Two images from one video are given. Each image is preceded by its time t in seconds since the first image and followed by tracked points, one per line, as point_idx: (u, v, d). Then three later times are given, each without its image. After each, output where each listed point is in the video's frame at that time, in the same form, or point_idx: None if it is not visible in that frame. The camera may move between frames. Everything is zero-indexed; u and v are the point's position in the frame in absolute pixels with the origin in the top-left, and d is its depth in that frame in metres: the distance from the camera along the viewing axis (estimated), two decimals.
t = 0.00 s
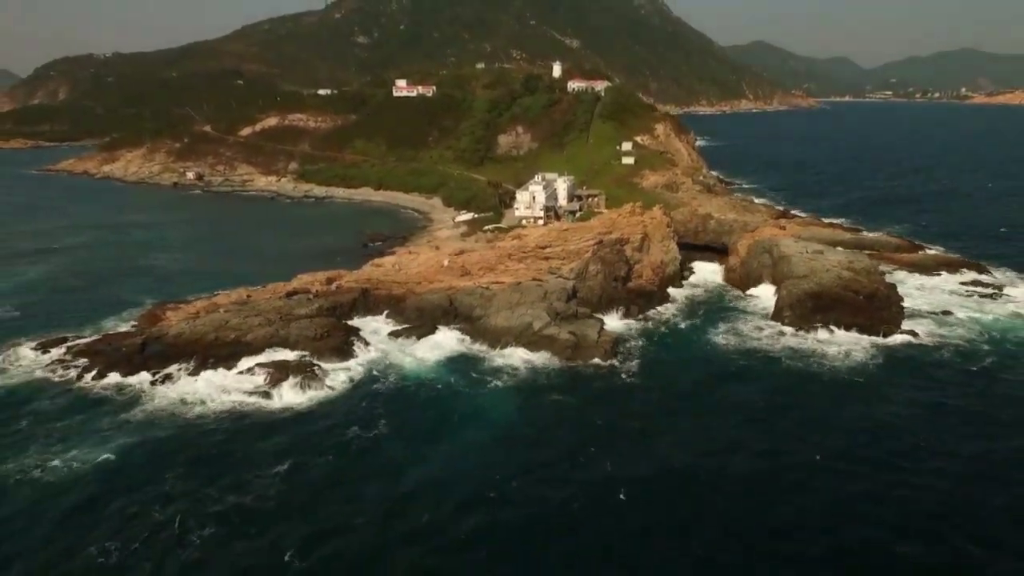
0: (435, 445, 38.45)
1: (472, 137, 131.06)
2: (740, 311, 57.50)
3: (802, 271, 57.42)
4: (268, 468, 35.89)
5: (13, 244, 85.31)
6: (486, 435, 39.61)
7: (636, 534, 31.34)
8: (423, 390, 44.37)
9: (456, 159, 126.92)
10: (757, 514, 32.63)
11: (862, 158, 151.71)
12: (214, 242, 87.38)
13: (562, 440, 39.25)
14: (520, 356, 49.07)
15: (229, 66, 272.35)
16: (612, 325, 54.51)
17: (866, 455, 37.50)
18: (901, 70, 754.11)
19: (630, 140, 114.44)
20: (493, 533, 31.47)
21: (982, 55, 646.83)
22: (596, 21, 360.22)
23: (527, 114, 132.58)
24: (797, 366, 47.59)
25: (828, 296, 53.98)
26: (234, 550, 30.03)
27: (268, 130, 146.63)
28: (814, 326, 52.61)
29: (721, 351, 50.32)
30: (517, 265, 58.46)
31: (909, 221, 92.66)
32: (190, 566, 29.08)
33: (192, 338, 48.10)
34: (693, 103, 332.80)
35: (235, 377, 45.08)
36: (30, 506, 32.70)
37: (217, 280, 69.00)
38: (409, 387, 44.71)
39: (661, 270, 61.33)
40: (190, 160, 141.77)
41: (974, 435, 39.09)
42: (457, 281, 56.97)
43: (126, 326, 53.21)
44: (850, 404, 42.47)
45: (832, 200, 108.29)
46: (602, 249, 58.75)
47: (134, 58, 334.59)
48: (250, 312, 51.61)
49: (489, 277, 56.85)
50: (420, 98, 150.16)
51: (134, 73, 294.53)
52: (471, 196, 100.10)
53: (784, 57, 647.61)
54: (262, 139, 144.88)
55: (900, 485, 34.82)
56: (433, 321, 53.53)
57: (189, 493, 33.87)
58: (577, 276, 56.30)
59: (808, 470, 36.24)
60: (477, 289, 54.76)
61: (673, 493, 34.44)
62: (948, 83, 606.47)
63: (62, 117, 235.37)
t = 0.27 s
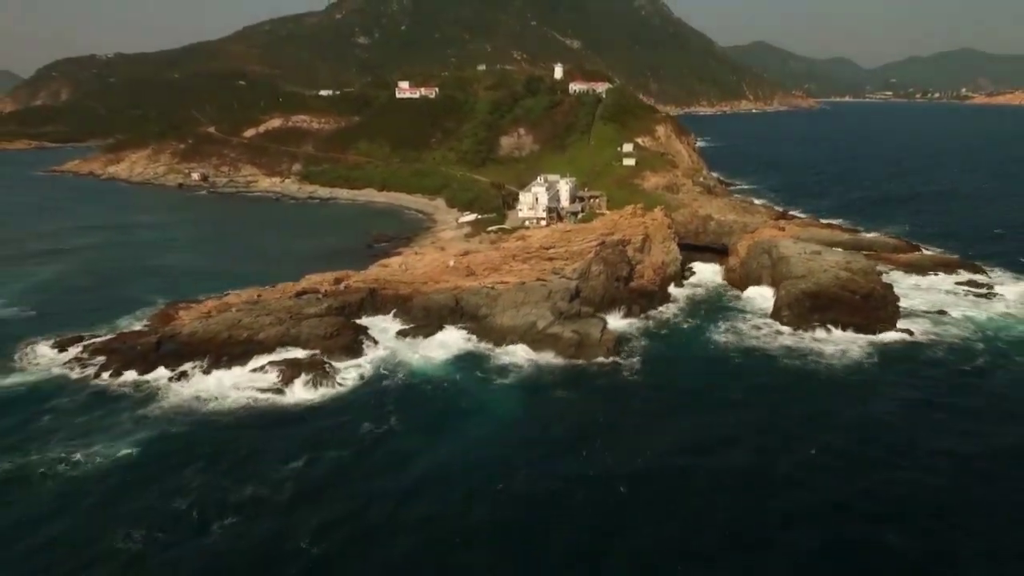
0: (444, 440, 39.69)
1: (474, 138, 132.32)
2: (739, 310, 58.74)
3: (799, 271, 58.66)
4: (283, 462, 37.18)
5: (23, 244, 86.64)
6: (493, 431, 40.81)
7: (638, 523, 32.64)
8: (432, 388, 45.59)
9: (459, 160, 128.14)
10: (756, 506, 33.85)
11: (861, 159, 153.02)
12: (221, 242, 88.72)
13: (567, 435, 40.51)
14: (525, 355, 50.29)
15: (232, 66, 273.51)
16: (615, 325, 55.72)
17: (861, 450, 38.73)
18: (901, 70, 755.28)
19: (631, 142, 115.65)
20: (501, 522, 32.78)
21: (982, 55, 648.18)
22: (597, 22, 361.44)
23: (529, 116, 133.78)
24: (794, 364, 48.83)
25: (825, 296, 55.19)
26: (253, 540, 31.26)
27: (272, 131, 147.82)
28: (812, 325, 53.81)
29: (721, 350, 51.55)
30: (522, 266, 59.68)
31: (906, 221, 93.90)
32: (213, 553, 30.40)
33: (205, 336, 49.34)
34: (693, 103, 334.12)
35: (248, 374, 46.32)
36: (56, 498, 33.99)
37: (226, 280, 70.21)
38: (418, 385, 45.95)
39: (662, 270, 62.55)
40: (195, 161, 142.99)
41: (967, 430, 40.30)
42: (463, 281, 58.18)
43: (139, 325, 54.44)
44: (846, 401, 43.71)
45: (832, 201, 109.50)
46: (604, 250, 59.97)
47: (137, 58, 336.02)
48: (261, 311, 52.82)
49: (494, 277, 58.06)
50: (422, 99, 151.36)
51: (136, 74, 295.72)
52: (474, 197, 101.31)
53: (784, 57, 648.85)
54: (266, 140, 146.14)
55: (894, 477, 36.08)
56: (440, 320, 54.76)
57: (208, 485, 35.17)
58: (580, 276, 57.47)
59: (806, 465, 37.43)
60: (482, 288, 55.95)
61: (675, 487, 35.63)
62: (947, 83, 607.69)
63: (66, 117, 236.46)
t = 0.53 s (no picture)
0: (453, 436, 40.89)
1: (477, 140, 133.60)
2: (740, 310, 59.93)
3: (798, 271, 59.82)
4: (297, 456, 38.43)
5: (33, 245, 87.78)
6: (500, 428, 42.01)
7: (641, 516, 33.82)
8: (440, 385, 46.77)
9: (462, 162, 129.38)
10: (755, 501, 35.00)
11: (861, 159, 154.28)
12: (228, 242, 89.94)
13: (572, 431, 41.71)
14: (530, 353, 51.50)
15: (234, 67, 274.73)
16: (618, 325, 56.90)
17: (857, 446, 39.94)
18: (901, 71, 756.20)
19: (633, 143, 116.83)
20: (510, 515, 33.97)
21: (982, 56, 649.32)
22: (598, 22, 362.53)
23: (531, 117, 135.01)
24: (793, 362, 50.04)
25: (823, 296, 56.36)
26: (270, 531, 32.45)
27: (277, 132, 149.03)
28: (810, 325, 54.99)
29: (722, 348, 52.75)
30: (526, 266, 60.87)
31: (905, 221, 95.10)
32: (233, 542, 31.61)
33: (218, 335, 50.55)
34: (694, 104, 335.42)
35: (260, 373, 47.52)
36: (80, 490, 35.24)
37: (235, 280, 71.39)
38: (426, 382, 47.16)
39: (664, 270, 63.72)
40: (200, 162, 144.24)
41: (960, 427, 41.48)
42: (469, 281, 59.38)
43: (152, 324, 55.66)
44: (843, 399, 44.89)
45: (831, 201, 110.68)
46: (607, 251, 61.14)
47: (139, 59, 337.37)
48: (271, 310, 54.02)
49: (499, 277, 59.26)
50: (425, 101, 152.56)
51: (139, 74, 296.80)
52: (477, 198, 102.57)
53: (785, 57, 649.92)
54: (270, 142, 147.42)
55: (889, 472, 37.25)
56: (446, 320, 55.98)
57: (226, 479, 36.39)
58: (584, 276, 58.63)
59: (804, 460, 38.61)
60: (488, 289, 57.15)
61: (677, 481, 36.79)
62: (948, 83, 608.72)
63: (69, 117, 237.50)
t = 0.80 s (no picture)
0: (461, 431, 42.18)
1: (479, 141, 134.96)
2: (740, 309, 61.21)
3: (797, 272, 61.10)
4: (311, 450, 39.73)
5: (44, 246, 89.03)
6: (507, 423, 43.31)
7: (644, 508, 35.12)
8: (448, 382, 48.06)
9: (465, 163, 130.65)
10: (754, 493, 36.29)
11: (860, 160, 155.55)
12: (235, 243, 91.18)
13: (576, 426, 43.03)
14: (535, 352, 52.81)
15: (237, 68, 275.92)
16: (620, 324, 58.18)
17: (853, 441, 41.25)
18: (901, 71, 757.32)
19: (634, 145, 118.09)
20: (520, 506, 35.27)
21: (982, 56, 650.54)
22: (598, 23, 363.74)
23: (534, 119, 136.27)
24: (792, 360, 51.31)
25: (821, 295, 57.63)
26: (287, 521, 33.74)
27: (281, 133, 150.32)
28: (808, 324, 56.26)
29: (722, 346, 54.04)
30: (530, 267, 62.13)
31: (903, 222, 96.37)
32: (255, 532, 32.88)
33: (231, 334, 51.83)
34: (694, 104, 336.69)
35: (272, 370, 48.79)
36: (103, 482, 36.52)
37: (244, 280, 72.66)
38: (434, 380, 48.46)
39: (665, 271, 64.99)
40: (205, 163, 145.52)
41: (953, 423, 42.78)
42: (474, 281, 60.65)
43: (166, 324, 56.95)
44: (840, 396, 46.19)
45: (831, 201, 111.97)
46: (610, 251, 62.40)
47: (141, 60, 338.49)
48: (282, 310, 55.30)
49: (504, 277, 60.52)
50: (428, 102, 153.83)
51: (141, 75, 297.95)
52: (480, 199, 103.89)
53: (785, 58, 651.13)
54: (274, 143, 148.74)
55: (885, 467, 38.53)
56: (452, 319, 57.27)
57: (243, 471, 37.70)
58: (587, 276, 59.86)
59: (801, 454, 39.90)
60: (493, 289, 58.41)
61: (679, 475, 38.09)
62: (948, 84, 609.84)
63: (72, 118, 238.53)
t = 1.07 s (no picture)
0: (468, 426, 43.38)
1: (482, 143, 136.15)
2: (740, 309, 62.38)
3: (796, 272, 62.24)
4: (323, 445, 40.93)
5: (52, 246, 90.12)
6: (513, 419, 44.50)
7: (646, 500, 36.32)
8: (454, 380, 49.26)
9: (467, 164, 131.82)
10: (753, 487, 37.52)
11: (860, 160, 156.60)
12: (241, 243, 92.31)
13: (580, 422, 44.21)
14: (539, 350, 54.01)
15: (240, 69, 277.07)
16: (622, 323, 59.37)
17: (849, 436, 42.47)
18: (901, 71, 758.35)
19: (635, 146, 119.22)
20: (527, 499, 36.47)
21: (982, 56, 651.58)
22: (599, 24, 364.71)
23: (535, 121, 137.45)
24: (790, 358, 52.47)
25: (819, 295, 58.77)
26: (301, 512, 34.94)
27: (285, 134, 151.49)
28: (807, 323, 57.40)
29: (722, 345, 55.23)
30: (534, 267, 63.29)
31: (902, 222, 97.50)
32: (270, 523, 34.06)
33: (242, 332, 53.00)
34: (695, 104, 337.77)
35: (283, 368, 49.99)
36: (122, 475, 37.72)
37: (251, 279, 73.83)
38: (441, 377, 49.66)
39: (666, 271, 66.16)
40: (209, 164, 146.68)
41: (946, 420, 43.96)
42: (479, 281, 61.82)
43: (178, 322, 58.13)
44: (837, 394, 47.37)
45: (830, 202, 113.09)
46: (612, 252, 63.55)
47: (143, 60, 339.55)
48: (291, 309, 56.48)
49: (508, 277, 61.70)
50: (430, 103, 154.95)
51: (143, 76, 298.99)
52: (483, 200, 105.06)
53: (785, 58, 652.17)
54: (278, 144, 149.93)
55: (881, 463, 39.67)
56: (458, 318, 58.46)
57: (258, 464, 38.92)
58: (589, 276, 61.02)
59: (799, 450, 41.08)
60: (497, 288, 59.57)
61: (680, 469, 39.27)
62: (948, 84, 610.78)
63: (75, 118, 239.66)
